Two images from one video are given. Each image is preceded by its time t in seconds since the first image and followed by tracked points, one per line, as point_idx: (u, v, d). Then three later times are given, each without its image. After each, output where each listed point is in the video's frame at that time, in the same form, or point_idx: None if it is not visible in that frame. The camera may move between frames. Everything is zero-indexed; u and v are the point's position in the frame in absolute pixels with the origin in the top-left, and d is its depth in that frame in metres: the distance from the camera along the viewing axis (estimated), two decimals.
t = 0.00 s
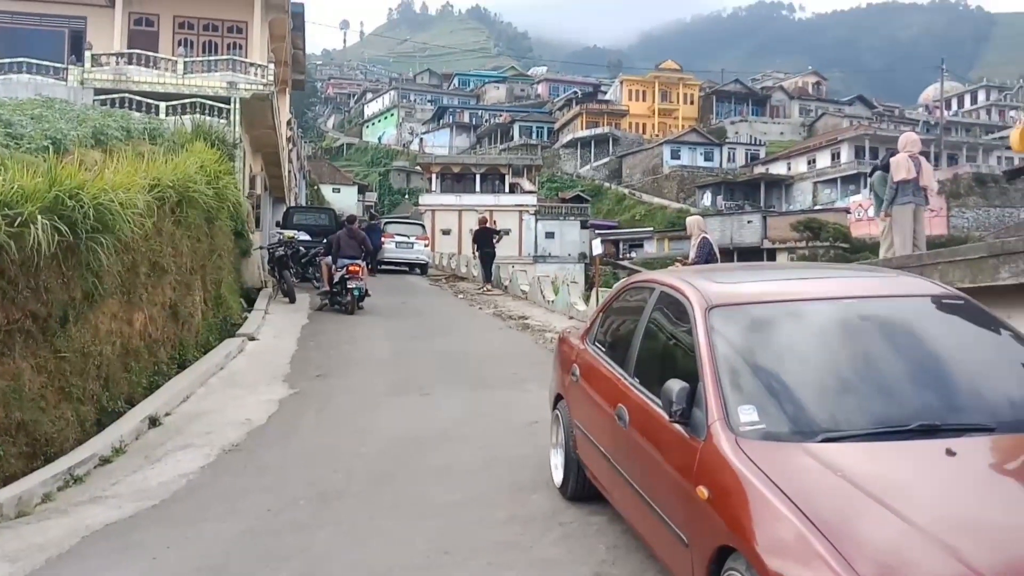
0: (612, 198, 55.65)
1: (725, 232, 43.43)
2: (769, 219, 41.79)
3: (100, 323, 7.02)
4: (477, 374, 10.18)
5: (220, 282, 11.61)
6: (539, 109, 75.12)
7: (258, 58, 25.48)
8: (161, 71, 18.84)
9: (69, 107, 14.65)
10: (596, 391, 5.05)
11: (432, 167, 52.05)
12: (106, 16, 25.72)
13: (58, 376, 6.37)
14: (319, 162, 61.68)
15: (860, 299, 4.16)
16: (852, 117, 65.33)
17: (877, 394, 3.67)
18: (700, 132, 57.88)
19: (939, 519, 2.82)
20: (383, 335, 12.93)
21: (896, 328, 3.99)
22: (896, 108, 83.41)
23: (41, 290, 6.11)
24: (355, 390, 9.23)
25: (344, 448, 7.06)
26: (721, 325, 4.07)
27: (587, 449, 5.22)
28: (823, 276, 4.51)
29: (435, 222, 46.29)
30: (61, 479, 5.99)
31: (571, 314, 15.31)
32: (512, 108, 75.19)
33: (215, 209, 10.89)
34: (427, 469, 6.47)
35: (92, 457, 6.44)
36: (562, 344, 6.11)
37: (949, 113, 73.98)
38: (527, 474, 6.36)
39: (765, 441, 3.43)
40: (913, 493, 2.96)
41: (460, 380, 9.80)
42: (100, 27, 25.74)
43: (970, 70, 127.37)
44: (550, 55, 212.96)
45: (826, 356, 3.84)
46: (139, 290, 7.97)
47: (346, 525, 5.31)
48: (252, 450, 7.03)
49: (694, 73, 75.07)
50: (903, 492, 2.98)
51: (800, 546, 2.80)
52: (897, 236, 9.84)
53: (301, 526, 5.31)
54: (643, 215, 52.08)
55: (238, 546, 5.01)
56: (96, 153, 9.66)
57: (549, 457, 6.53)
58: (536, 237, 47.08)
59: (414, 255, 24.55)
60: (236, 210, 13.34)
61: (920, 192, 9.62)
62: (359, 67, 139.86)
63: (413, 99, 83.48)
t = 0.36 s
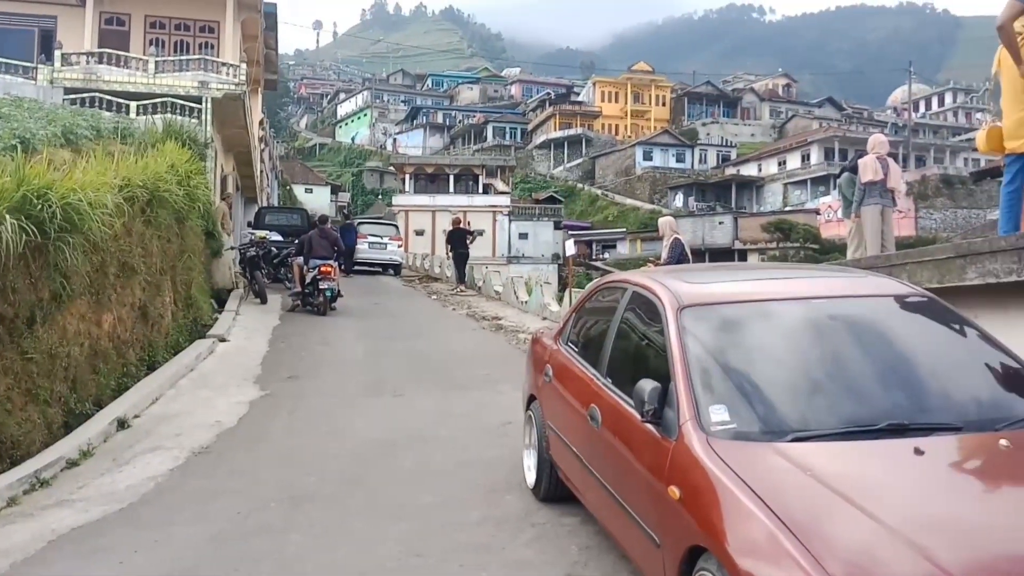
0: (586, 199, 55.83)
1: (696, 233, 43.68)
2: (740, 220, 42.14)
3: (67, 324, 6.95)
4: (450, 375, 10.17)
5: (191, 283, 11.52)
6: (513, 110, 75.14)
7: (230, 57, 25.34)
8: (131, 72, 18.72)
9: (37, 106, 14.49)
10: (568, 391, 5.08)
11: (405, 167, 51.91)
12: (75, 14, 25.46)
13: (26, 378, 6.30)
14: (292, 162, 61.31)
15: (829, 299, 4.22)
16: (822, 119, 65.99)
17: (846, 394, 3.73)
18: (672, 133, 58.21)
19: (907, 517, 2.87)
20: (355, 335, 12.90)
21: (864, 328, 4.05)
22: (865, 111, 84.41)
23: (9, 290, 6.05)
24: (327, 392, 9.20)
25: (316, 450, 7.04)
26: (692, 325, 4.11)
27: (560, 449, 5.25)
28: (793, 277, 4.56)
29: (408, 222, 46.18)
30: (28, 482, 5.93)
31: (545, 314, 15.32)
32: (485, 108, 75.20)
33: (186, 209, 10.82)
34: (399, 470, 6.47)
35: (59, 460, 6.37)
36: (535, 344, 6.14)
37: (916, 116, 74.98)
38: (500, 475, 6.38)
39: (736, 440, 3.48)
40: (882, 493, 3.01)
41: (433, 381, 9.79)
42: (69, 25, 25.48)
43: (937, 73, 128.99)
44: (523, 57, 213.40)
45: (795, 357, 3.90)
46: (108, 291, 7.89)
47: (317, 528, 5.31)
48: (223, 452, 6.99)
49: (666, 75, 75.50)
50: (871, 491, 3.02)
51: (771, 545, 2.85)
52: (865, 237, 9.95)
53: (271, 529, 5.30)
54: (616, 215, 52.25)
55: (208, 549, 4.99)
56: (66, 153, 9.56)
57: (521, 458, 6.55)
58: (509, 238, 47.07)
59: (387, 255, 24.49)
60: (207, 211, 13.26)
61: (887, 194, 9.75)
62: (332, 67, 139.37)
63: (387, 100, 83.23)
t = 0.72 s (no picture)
0: (553, 193, 56.01)
1: (663, 227, 44.05)
2: (706, 214, 42.55)
3: (37, 315, 6.95)
4: (418, 368, 10.27)
5: (159, 275, 11.49)
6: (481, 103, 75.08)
7: (197, 50, 25.12)
8: (99, 63, 18.57)
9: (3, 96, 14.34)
10: (536, 382, 5.21)
11: (373, 159, 51.74)
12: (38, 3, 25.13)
13: None
14: (258, 154, 60.79)
15: (791, 293, 4.38)
16: (786, 114, 66.74)
17: (810, 386, 3.88)
18: (639, 127, 58.56)
19: (868, 505, 3.02)
20: (323, 328, 12.93)
21: (827, 321, 4.21)
22: (828, 105, 85.48)
23: None
24: (295, 385, 9.26)
25: (285, 442, 7.10)
26: (659, 318, 4.25)
27: (527, 440, 5.37)
28: (756, 269, 4.72)
29: (376, 216, 46.04)
30: None
31: (513, 307, 15.45)
32: (453, 101, 75.10)
33: (154, 201, 10.78)
34: (367, 462, 6.56)
35: (30, 451, 6.38)
36: (502, 336, 6.25)
37: (878, 111, 76.04)
38: (467, 467, 6.49)
39: (701, 430, 3.62)
40: (844, 482, 3.16)
41: (401, 374, 9.87)
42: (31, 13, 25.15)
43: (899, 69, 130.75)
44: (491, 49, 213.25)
45: (761, 350, 4.05)
46: (77, 283, 7.87)
47: (286, 519, 5.39)
48: (192, 444, 7.03)
49: (633, 69, 75.87)
50: (835, 481, 3.17)
51: (736, 534, 2.98)
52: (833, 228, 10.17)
53: (241, 520, 5.37)
54: (583, 209, 52.50)
55: (180, 540, 5.05)
56: (33, 144, 9.49)
57: (488, 451, 6.67)
58: (477, 232, 47.09)
59: (355, 249, 24.48)
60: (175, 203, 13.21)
61: (853, 186, 9.98)
62: (299, 58, 138.45)
63: (354, 92, 82.78)
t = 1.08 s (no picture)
0: (545, 177, 55.98)
1: (655, 210, 44.13)
2: (698, 197, 42.61)
3: (35, 300, 6.99)
4: (412, 352, 10.34)
5: (153, 260, 11.52)
6: (471, 87, 74.94)
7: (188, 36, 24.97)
8: (91, 49, 18.22)
9: None
10: (529, 365, 5.27)
11: (364, 144, 51.71)
12: None
13: None
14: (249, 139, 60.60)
15: (782, 276, 4.45)
16: (778, 96, 66.74)
17: (803, 369, 3.96)
18: (631, 110, 58.50)
19: (860, 486, 3.10)
20: (316, 313, 12.98)
21: (818, 305, 4.28)
22: (820, 87, 85.47)
23: None
24: (289, 369, 9.32)
25: (280, 426, 7.18)
26: (651, 302, 4.31)
27: (520, 423, 5.45)
28: (745, 251, 4.78)
29: (368, 201, 45.98)
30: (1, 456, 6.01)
31: (505, 292, 15.52)
32: (444, 85, 74.89)
33: (147, 186, 10.80)
34: (362, 445, 6.64)
35: (31, 434, 6.44)
36: (495, 319, 6.31)
37: (870, 92, 76.08)
38: (461, 450, 6.57)
39: (693, 413, 3.69)
40: (837, 463, 3.24)
41: (394, 359, 9.93)
42: None
43: (890, 50, 130.72)
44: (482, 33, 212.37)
45: (753, 333, 4.12)
46: (73, 268, 7.91)
47: (283, 501, 5.46)
48: (189, 428, 7.10)
49: (624, 51, 75.71)
50: (828, 462, 3.25)
51: (729, 516, 3.05)
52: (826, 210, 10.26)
53: (239, 502, 5.44)
54: (575, 192, 52.56)
55: (178, 521, 5.12)
56: (25, 130, 9.49)
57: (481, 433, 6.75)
58: (469, 216, 47.06)
59: (347, 234, 24.50)
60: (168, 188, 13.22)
61: (846, 168, 10.06)
62: (289, 42, 137.52)
63: (344, 76, 82.43)
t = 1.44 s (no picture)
0: (585, 156, 55.52)
1: (698, 189, 43.46)
2: (742, 174, 41.96)
3: (74, 285, 7.00)
4: (452, 333, 10.22)
5: (192, 244, 11.54)
6: (510, 66, 74.41)
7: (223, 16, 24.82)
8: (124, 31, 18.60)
9: (31, 68, 14.36)
10: (570, 346, 5.12)
11: (402, 125, 51.65)
12: None
13: (37, 339, 6.38)
14: (288, 123, 60.84)
15: (829, 250, 4.24)
16: (823, 70, 65.39)
17: (852, 346, 3.76)
18: (672, 88, 57.74)
19: (912, 464, 2.91)
20: (357, 295, 12.93)
21: (867, 279, 4.07)
22: (866, 60, 83.61)
23: (15, 254, 6.11)
24: (331, 351, 9.26)
25: (322, 408, 7.11)
26: (694, 279, 4.13)
27: (562, 404, 5.30)
28: (792, 227, 4.58)
29: (407, 182, 45.81)
30: (44, 441, 6.00)
31: (546, 273, 15.34)
32: (482, 65, 74.50)
33: (184, 170, 10.80)
34: (404, 427, 6.54)
35: (74, 419, 6.43)
36: (536, 301, 6.16)
37: (919, 65, 74.23)
38: (504, 431, 6.44)
39: (739, 392, 3.52)
40: (889, 441, 3.05)
41: (434, 340, 9.83)
42: None
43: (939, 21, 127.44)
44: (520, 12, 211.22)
45: (799, 309, 3.93)
46: (112, 253, 7.90)
47: (325, 482, 5.38)
48: (230, 411, 7.05)
49: (664, 28, 74.68)
50: (878, 441, 3.06)
51: (777, 496, 2.88)
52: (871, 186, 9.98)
53: (281, 484, 5.37)
54: (616, 171, 52.03)
55: (221, 504, 5.06)
56: (62, 115, 9.50)
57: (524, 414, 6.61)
58: (509, 196, 46.78)
59: (386, 216, 24.47)
60: (205, 171, 13.23)
61: (892, 143, 9.71)
62: (326, 24, 137.82)
63: (381, 57, 82.36)
